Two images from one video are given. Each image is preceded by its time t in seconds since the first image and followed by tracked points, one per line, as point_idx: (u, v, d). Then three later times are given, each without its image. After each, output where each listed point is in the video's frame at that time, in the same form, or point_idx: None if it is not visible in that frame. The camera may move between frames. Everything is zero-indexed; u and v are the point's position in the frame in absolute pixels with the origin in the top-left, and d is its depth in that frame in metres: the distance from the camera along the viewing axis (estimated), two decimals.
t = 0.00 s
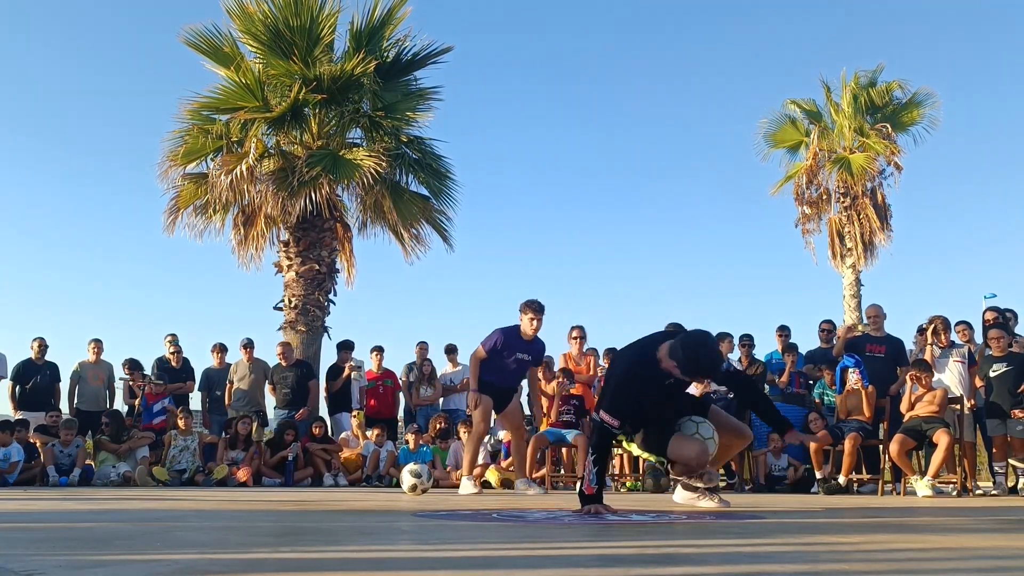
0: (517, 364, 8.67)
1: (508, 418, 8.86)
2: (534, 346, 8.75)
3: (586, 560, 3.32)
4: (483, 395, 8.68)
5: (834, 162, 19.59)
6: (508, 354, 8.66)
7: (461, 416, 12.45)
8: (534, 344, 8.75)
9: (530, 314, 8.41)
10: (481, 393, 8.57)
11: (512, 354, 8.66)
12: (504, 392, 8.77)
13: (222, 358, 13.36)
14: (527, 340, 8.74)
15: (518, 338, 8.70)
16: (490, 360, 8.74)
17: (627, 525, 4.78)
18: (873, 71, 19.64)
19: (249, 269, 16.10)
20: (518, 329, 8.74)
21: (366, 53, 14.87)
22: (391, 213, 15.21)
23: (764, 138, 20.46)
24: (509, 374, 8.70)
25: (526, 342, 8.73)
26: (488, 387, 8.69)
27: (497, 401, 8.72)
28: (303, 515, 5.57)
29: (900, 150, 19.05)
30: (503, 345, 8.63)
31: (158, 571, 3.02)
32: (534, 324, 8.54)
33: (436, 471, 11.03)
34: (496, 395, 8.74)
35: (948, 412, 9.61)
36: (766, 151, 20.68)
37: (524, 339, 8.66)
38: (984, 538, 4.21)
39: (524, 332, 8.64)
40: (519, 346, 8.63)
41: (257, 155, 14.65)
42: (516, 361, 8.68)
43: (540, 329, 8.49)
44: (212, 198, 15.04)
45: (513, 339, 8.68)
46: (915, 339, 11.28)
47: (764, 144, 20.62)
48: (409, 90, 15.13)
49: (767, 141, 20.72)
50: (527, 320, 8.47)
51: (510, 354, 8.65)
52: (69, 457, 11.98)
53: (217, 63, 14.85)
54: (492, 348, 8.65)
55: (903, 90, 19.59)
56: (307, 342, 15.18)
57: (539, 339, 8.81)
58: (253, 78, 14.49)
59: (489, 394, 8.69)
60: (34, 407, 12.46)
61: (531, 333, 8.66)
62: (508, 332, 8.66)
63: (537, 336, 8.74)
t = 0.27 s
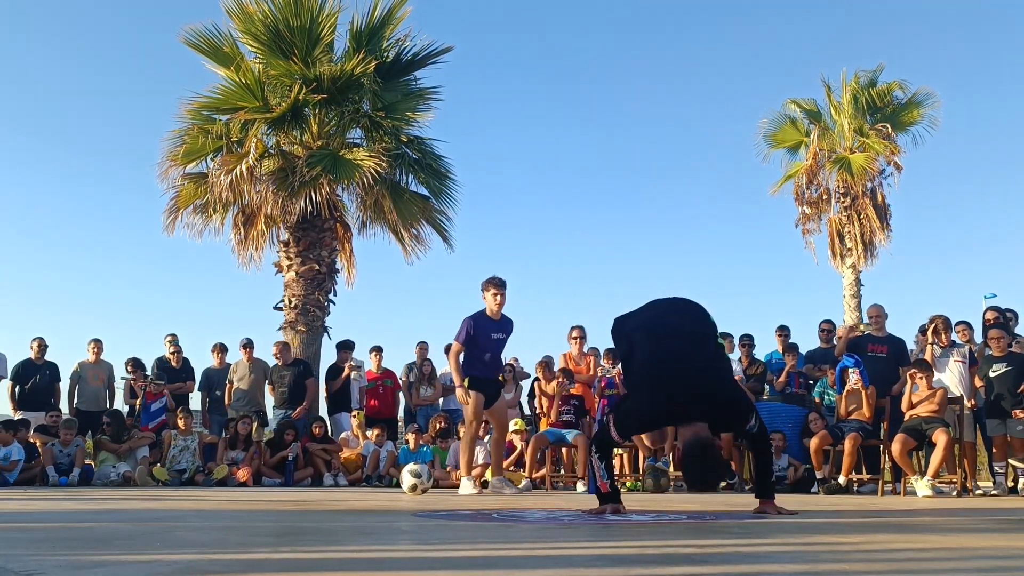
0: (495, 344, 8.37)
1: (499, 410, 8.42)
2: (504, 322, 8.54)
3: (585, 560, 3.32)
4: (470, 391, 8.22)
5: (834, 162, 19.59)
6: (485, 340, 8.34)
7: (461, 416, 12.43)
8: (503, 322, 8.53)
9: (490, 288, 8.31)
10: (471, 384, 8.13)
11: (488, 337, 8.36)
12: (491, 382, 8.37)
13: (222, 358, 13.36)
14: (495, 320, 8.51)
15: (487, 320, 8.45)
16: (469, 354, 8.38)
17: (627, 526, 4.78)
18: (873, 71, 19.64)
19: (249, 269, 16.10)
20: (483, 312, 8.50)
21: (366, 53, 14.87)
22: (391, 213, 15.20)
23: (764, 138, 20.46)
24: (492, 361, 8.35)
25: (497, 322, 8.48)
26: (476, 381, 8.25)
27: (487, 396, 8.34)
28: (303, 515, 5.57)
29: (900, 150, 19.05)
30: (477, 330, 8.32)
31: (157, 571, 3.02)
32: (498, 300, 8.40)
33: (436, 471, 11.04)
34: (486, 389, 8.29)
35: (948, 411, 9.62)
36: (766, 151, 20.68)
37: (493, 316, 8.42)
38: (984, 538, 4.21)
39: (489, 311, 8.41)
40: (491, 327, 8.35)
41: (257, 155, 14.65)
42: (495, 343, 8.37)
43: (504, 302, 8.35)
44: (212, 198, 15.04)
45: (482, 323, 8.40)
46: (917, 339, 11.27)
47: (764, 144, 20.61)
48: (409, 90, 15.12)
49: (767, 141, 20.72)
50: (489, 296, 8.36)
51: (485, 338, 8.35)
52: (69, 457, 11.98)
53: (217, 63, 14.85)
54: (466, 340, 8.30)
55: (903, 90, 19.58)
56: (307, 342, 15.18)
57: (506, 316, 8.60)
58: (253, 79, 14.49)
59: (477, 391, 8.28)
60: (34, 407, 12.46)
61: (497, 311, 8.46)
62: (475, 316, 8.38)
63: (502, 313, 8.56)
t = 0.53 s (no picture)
0: (477, 337, 8.30)
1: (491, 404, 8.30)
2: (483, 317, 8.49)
3: (585, 560, 3.32)
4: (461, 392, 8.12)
5: (834, 163, 19.59)
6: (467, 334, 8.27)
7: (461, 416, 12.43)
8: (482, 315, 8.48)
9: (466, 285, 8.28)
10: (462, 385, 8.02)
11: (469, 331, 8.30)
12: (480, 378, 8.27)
13: (222, 358, 13.36)
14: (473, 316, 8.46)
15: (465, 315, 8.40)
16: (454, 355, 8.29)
17: (627, 526, 4.78)
18: (873, 71, 19.65)
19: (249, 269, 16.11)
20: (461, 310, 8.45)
21: (366, 53, 14.88)
22: (391, 213, 15.20)
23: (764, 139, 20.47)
24: (480, 359, 8.27)
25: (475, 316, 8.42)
26: (466, 380, 8.16)
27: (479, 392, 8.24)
28: (303, 515, 5.57)
29: (900, 150, 19.06)
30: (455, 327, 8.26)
31: (158, 571, 3.02)
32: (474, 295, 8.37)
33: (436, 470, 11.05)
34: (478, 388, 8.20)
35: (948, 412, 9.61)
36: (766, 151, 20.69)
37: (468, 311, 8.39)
38: (983, 538, 4.21)
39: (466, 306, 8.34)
40: (470, 321, 8.31)
41: (257, 155, 14.65)
42: (478, 338, 8.30)
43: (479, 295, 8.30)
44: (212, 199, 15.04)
45: (462, 319, 8.34)
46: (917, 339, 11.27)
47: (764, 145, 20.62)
48: (409, 90, 15.12)
49: (767, 141, 20.73)
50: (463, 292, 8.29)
51: (467, 335, 8.27)
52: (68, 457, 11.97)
53: (217, 63, 14.85)
54: (449, 339, 8.21)
55: (903, 90, 19.59)
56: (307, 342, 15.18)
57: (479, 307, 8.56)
58: (253, 79, 14.48)
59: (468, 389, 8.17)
60: (34, 407, 12.46)
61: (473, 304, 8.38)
62: (454, 315, 8.31)
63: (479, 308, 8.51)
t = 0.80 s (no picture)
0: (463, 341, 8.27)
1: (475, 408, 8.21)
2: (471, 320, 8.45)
3: (584, 560, 3.32)
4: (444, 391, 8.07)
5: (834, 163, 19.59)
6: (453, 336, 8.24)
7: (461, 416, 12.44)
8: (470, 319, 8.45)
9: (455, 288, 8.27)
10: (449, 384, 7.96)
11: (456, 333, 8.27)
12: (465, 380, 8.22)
13: (223, 358, 13.37)
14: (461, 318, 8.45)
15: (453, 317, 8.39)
16: (440, 355, 8.26)
17: (627, 526, 4.77)
18: (873, 71, 19.65)
19: (249, 268, 16.11)
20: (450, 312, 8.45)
21: (366, 53, 14.88)
22: (391, 213, 15.21)
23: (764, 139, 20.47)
24: (464, 360, 8.24)
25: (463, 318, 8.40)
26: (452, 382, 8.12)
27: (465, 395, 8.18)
28: (302, 515, 5.56)
29: (900, 150, 19.06)
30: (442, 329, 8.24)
31: (156, 571, 3.01)
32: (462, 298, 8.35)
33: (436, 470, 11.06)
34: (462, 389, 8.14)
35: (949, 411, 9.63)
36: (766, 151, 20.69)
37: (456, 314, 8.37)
38: (984, 538, 4.21)
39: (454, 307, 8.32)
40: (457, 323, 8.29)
41: (257, 155, 14.66)
42: (464, 339, 8.27)
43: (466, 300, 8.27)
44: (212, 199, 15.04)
45: (450, 321, 8.33)
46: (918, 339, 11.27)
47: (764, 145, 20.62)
48: (409, 90, 15.12)
49: (767, 141, 20.73)
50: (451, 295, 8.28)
51: (454, 335, 8.24)
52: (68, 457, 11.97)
53: (217, 63, 14.85)
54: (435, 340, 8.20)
55: (903, 90, 19.58)
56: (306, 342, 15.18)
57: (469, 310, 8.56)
58: (253, 78, 14.47)
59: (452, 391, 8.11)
60: (34, 407, 12.46)
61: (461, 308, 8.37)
62: (442, 316, 8.30)
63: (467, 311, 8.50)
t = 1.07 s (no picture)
0: (451, 341, 8.25)
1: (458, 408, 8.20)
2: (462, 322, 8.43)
3: (584, 561, 3.32)
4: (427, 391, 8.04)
5: (834, 163, 19.60)
6: (442, 335, 8.21)
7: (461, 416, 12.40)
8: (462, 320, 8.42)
9: (450, 288, 8.24)
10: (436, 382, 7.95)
11: (444, 333, 8.25)
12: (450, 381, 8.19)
13: (223, 359, 13.37)
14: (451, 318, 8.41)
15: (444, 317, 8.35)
16: (425, 355, 8.22)
17: (627, 526, 4.78)
18: (873, 71, 19.66)
19: (249, 268, 16.12)
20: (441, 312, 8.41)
21: (366, 53, 14.88)
22: (391, 213, 15.21)
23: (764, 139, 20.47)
24: (450, 361, 8.21)
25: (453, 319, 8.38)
26: (436, 381, 8.08)
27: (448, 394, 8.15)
28: (303, 516, 5.56)
29: (900, 150, 19.06)
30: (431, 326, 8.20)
31: (157, 571, 3.01)
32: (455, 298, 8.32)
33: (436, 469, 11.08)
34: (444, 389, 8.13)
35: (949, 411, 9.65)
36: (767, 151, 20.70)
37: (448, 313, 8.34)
38: (983, 538, 4.21)
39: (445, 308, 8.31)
40: (447, 323, 8.26)
41: (257, 155, 14.65)
42: (451, 341, 8.26)
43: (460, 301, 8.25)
44: (212, 199, 15.04)
45: (440, 320, 8.29)
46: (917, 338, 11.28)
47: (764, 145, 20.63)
48: (409, 90, 15.12)
49: (767, 141, 20.74)
50: (445, 295, 8.26)
51: (442, 335, 8.22)
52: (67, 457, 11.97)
53: (217, 63, 14.85)
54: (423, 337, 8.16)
55: (903, 90, 19.59)
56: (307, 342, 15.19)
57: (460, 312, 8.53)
58: (253, 78, 14.47)
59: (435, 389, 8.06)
60: (34, 407, 12.46)
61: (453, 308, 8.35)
62: (432, 315, 8.26)
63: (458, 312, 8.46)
